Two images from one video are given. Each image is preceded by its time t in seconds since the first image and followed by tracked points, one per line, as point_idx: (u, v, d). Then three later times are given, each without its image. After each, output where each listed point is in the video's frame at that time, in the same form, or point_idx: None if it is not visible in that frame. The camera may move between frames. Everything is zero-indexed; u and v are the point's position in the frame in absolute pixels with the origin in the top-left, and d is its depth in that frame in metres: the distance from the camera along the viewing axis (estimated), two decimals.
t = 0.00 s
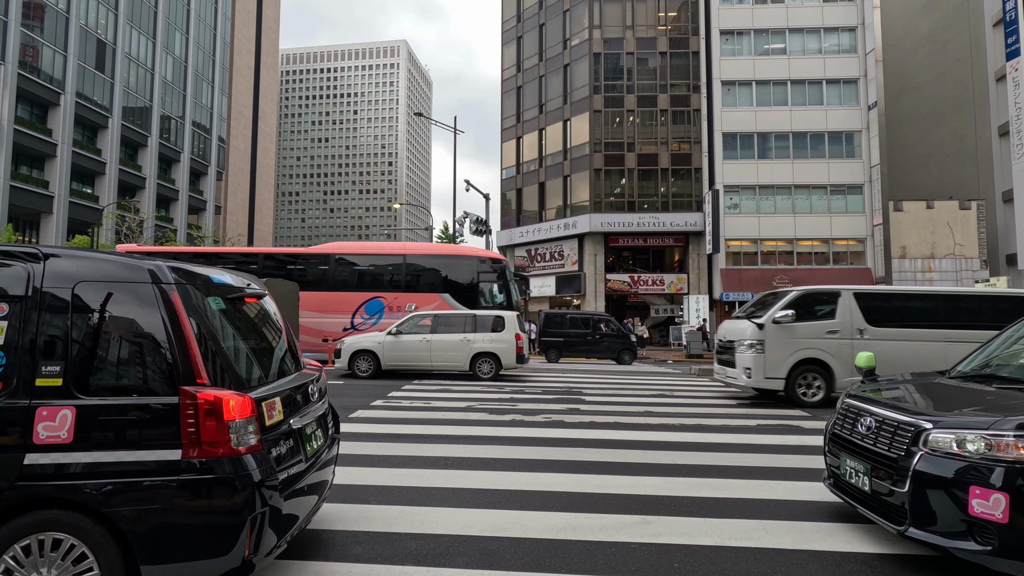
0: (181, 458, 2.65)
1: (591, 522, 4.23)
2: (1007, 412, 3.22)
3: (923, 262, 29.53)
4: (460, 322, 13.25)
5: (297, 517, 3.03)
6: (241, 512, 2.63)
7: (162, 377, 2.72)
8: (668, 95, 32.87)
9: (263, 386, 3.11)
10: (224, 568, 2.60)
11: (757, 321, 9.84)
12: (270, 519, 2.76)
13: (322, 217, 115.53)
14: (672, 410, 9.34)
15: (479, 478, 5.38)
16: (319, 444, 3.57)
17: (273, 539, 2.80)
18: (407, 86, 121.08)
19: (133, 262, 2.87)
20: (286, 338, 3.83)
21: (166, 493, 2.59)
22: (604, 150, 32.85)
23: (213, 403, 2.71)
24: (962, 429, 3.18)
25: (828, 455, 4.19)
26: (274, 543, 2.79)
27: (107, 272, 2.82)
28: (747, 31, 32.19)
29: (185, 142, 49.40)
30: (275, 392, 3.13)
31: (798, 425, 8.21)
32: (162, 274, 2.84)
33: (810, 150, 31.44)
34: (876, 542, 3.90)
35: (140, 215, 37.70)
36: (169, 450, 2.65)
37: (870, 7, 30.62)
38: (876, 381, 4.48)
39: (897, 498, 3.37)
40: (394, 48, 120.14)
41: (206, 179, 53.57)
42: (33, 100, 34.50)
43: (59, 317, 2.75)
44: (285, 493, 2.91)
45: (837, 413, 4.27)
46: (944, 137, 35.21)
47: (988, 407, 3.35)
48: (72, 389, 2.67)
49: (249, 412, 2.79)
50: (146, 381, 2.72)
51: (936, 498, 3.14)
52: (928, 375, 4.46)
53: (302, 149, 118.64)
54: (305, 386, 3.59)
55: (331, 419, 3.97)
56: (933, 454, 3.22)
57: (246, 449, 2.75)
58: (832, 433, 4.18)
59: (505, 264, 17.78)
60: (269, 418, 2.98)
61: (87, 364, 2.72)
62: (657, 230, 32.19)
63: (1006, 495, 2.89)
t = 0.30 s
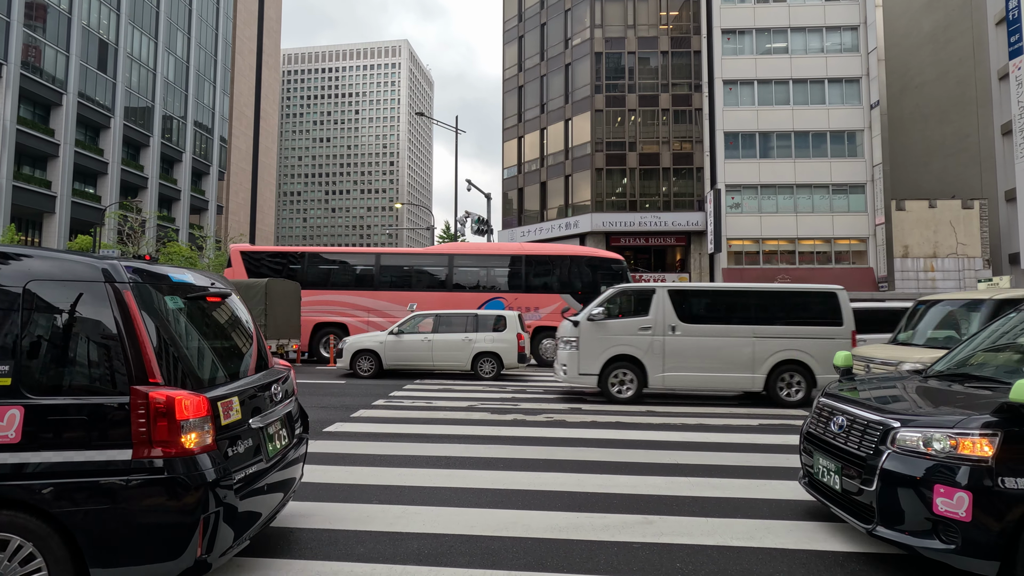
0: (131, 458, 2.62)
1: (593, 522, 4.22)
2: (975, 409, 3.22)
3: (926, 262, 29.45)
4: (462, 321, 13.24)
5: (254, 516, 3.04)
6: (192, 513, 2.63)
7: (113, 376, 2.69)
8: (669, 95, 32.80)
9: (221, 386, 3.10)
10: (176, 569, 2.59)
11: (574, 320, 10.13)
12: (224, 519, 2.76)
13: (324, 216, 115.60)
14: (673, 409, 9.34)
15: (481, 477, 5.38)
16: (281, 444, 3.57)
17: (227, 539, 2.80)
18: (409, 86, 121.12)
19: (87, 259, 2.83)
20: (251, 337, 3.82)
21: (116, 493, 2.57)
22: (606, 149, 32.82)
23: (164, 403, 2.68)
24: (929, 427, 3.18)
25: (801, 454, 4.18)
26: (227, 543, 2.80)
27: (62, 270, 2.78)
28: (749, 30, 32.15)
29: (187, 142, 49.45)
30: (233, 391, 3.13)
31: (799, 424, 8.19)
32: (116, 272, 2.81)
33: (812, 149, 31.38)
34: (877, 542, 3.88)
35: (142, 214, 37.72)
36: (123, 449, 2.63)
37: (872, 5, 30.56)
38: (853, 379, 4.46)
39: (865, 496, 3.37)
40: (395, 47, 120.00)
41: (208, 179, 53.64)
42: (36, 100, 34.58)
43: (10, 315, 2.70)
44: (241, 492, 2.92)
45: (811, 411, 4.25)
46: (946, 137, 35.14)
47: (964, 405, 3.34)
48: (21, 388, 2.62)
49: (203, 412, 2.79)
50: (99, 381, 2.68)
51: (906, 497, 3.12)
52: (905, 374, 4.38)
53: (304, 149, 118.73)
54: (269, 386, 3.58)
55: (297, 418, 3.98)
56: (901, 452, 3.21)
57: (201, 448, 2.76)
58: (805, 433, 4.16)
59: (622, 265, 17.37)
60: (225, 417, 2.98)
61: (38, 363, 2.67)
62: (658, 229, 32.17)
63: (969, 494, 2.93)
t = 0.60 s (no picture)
0: (88, 458, 2.61)
1: (594, 522, 4.22)
2: (939, 407, 3.22)
3: (927, 261, 29.45)
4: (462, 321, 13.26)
5: (219, 515, 3.04)
6: (151, 511, 2.61)
7: (73, 376, 2.68)
8: (670, 94, 32.79)
9: (186, 385, 3.10)
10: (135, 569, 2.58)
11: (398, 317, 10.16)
12: (185, 518, 2.75)
13: (325, 216, 115.69)
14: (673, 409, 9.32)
15: (482, 477, 5.39)
16: (249, 443, 3.57)
17: (188, 538, 2.79)
18: (410, 85, 121.20)
19: (49, 259, 2.82)
20: (223, 337, 3.83)
21: (73, 494, 2.55)
22: (607, 148, 32.82)
23: (121, 403, 2.67)
24: (893, 427, 3.17)
25: (772, 454, 4.18)
26: (188, 542, 2.79)
27: (24, 269, 2.78)
28: (750, 29, 32.13)
29: (188, 141, 49.47)
30: (198, 391, 3.12)
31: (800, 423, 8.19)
32: (78, 271, 2.80)
33: (813, 149, 31.34)
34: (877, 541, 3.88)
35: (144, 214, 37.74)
36: (81, 449, 2.62)
37: (873, 4, 30.54)
38: (827, 379, 4.47)
39: (832, 495, 3.37)
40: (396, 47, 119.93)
41: (209, 179, 53.67)
42: (37, 100, 34.62)
43: None
44: (204, 492, 2.91)
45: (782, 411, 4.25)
46: (947, 137, 35.13)
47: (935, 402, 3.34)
48: None
49: (164, 412, 2.78)
50: (60, 381, 2.68)
51: (870, 496, 3.12)
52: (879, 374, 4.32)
53: (304, 148, 118.81)
54: (238, 386, 3.58)
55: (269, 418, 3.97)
56: (866, 452, 3.21)
57: (161, 447, 2.75)
58: (776, 433, 4.17)
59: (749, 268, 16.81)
60: (188, 416, 2.97)
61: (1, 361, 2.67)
62: (659, 229, 32.18)
63: (928, 492, 2.94)
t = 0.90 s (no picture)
0: (56, 459, 2.59)
1: (595, 522, 4.22)
2: (901, 406, 3.24)
3: (928, 261, 29.46)
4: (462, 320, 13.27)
5: (191, 515, 3.04)
6: (121, 512, 2.60)
7: (42, 376, 2.66)
8: (670, 94, 32.77)
9: (159, 385, 3.09)
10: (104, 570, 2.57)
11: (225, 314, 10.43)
12: (156, 518, 2.75)
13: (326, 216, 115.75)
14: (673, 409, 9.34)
15: (483, 476, 5.39)
16: (226, 443, 3.58)
17: (160, 539, 2.79)
18: (410, 85, 121.28)
19: (20, 258, 2.80)
20: (199, 336, 3.83)
21: (42, 494, 2.54)
22: (608, 148, 32.82)
23: (90, 403, 2.64)
24: (857, 427, 3.17)
25: (745, 453, 4.18)
26: (159, 542, 2.78)
27: None
28: (751, 29, 32.09)
29: (188, 142, 49.47)
30: (170, 391, 3.11)
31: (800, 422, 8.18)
32: (49, 271, 2.79)
33: (814, 148, 31.31)
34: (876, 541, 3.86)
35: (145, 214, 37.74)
36: (51, 450, 2.60)
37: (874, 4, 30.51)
38: (801, 378, 4.47)
39: (797, 494, 3.36)
40: (396, 47, 119.88)
41: (210, 179, 53.74)
42: (38, 100, 34.64)
43: None
44: (175, 493, 2.91)
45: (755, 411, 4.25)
46: (947, 137, 35.13)
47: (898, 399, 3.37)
48: None
49: (136, 412, 2.77)
50: (30, 381, 2.65)
51: (834, 495, 3.12)
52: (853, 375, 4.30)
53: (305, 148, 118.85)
54: (214, 384, 3.58)
55: (248, 418, 3.98)
56: (831, 451, 3.21)
57: (132, 447, 2.75)
58: (747, 432, 4.17)
59: (883, 269, 16.14)
60: (160, 416, 2.96)
61: None
62: (660, 229, 32.18)
63: (887, 491, 2.95)
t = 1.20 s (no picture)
0: (33, 458, 2.57)
1: (595, 522, 4.22)
2: (862, 404, 3.28)
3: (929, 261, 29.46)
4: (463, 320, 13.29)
5: (172, 515, 3.02)
6: (100, 512, 2.58)
7: (21, 375, 2.65)
8: (671, 94, 32.77)
9: (140, 385, 3.08)
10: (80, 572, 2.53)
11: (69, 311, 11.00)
12: (136, 518, 2.73)
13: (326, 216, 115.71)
14: (673, 409, 9.31)
15: (483, 477, 5.38)
16: (210, 442, 3.58)
17: (140, 539, 2.77)
18: (410, 85, 121.31)
19: None
20: (184, 337, 3.84)
21: (16, 495, 2.51)
22: (608, 148, 32.82)
23: (68, 402, 2.63)
24: (821, 426, 3.19)
25: (719, 452, 4.19)
26: (139, 543, 2.76)
27: None
28: (750, 29, 32.06)
29: (188, 141, 49.51)
30: (152, 390, 3.11)
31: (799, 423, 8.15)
32: (28, 270, 2.78)
33: (814, 148, 31.28)
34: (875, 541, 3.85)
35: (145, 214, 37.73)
36: (29, 450, 2.58)
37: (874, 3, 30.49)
38: (776, 377, 4.49)
39: (764, 493, 3.35)
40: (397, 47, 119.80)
41: (210, 179, 53.70)
42: (39, 100, 34.70)
43: None
44: (155, 494, 2.89)
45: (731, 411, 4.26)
46: (948, 137, 35.09)
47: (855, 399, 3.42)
48: None
49: (114, 412, 2.75)
50: (8, 381, 2.63)
51: (797, 493, 3.13)
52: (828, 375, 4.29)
53: (305, 148, 118.89)
54: (198, 384, 3.58)
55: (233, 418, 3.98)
56: (797, 451, 3.22)
57: (111, 448, 2.73)
58: (722, 432, 4.17)
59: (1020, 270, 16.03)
60: (140, 416, 2.95)
61: None
62: (660, 229, 32.17)
63: (848, 490, 2.96)
